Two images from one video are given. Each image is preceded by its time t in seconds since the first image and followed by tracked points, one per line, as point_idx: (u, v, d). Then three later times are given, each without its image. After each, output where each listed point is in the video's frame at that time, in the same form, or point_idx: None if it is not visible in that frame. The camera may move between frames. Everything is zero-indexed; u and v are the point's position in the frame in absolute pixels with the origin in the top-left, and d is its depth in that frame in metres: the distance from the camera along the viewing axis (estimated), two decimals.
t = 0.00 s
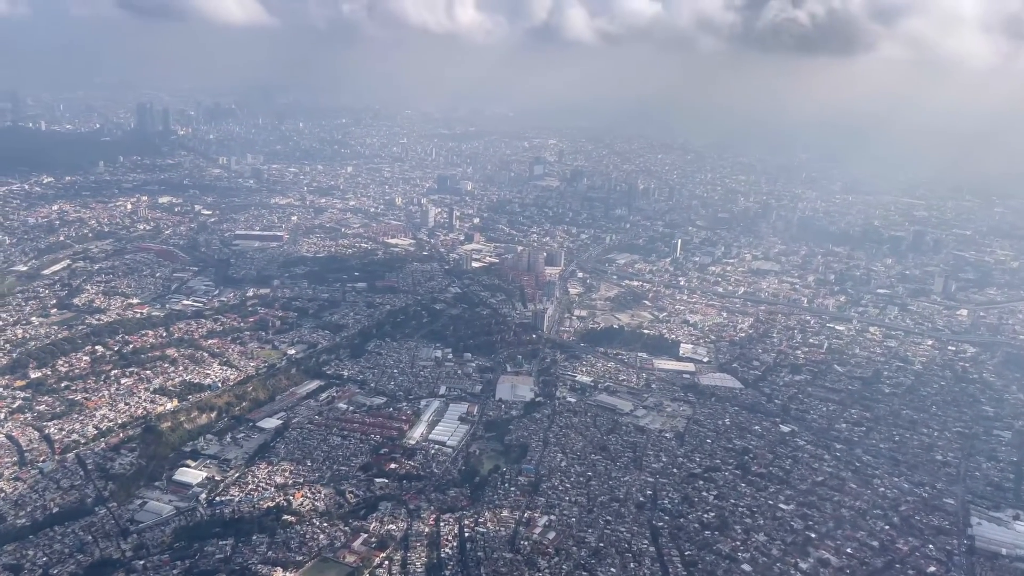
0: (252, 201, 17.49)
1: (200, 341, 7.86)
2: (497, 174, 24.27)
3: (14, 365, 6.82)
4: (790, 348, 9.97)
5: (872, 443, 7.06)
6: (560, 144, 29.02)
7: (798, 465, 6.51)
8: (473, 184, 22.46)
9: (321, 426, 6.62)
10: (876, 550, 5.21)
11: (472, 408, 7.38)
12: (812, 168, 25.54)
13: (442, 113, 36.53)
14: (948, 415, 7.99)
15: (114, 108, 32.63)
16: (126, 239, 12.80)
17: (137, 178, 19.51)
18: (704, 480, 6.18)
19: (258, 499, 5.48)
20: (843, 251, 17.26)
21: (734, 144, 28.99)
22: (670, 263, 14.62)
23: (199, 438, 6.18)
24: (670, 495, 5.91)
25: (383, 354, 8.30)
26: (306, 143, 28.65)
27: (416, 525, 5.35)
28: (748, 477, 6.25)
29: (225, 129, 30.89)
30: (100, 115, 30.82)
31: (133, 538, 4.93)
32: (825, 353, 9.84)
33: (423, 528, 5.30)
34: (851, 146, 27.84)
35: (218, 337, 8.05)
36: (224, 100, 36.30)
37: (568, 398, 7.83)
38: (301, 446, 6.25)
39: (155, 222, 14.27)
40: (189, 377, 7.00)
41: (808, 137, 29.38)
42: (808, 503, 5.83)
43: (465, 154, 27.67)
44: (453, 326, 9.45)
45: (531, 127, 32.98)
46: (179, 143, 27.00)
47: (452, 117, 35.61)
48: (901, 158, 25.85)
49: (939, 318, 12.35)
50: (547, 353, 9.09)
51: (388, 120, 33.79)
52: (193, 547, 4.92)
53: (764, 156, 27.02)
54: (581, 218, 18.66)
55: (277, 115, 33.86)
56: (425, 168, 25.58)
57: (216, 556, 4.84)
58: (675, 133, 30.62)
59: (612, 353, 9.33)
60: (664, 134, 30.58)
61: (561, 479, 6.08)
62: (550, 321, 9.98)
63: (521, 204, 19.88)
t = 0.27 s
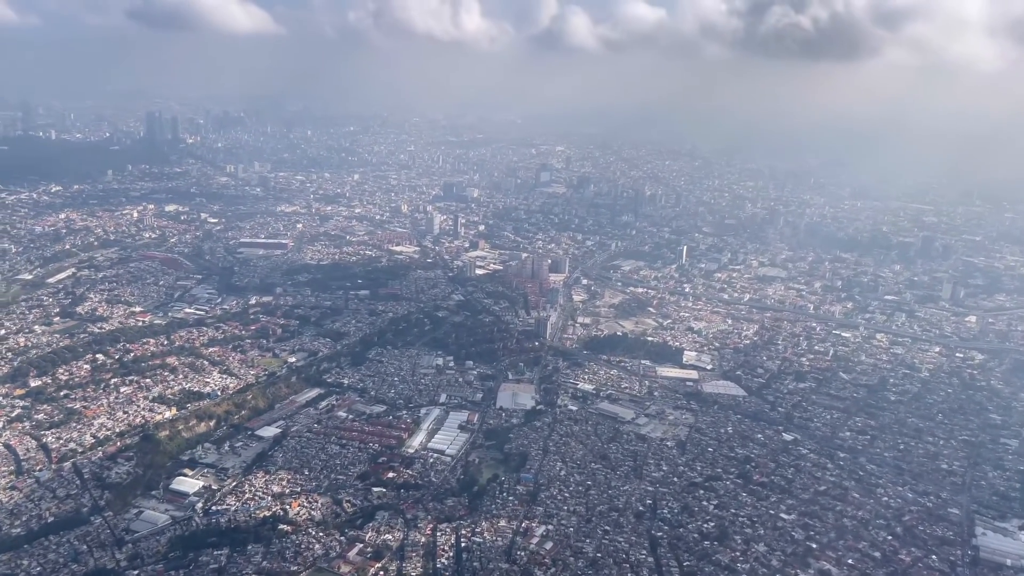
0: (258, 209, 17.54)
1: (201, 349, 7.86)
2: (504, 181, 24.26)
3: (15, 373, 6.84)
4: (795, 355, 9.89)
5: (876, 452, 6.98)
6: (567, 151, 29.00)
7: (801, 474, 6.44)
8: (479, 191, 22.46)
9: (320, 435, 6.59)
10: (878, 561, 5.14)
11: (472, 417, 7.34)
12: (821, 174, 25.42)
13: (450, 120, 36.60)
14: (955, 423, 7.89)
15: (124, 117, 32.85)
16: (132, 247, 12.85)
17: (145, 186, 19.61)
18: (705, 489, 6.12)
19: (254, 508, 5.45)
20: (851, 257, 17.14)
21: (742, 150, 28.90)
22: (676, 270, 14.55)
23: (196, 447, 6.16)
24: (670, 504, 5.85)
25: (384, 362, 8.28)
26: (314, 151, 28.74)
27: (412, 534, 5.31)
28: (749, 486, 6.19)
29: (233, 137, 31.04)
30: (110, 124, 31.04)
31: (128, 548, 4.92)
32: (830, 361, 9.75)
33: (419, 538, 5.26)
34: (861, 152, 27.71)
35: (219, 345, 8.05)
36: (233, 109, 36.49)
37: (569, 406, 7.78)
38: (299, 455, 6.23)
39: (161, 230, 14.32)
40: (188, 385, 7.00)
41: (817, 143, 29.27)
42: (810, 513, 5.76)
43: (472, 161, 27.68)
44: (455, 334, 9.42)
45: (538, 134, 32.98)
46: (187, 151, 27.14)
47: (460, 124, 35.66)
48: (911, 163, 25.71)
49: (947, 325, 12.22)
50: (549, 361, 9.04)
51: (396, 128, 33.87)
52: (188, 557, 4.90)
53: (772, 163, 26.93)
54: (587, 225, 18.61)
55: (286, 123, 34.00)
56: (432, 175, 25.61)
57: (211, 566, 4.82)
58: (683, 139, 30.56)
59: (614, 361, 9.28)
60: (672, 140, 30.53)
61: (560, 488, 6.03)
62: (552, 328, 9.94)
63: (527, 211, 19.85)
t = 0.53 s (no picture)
0: (263, 216, 17.59)
1: (201, 357, 7.87)
2: (510, 187, 24.27)
3: (15, 382, 6.85)
4: (800, 362, 9.81)
5: (880, 460, 6.90)
6: (574, 157, 28.97)
7: (802, 483, 6.38)
8: (485, 198, 22.45)
9: (319, 443, 6.57)
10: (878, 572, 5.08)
11: (472, 424, 7.30)
12: (829, 179, 25.30)
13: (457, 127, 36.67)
14: (960, 431, 7.80)
15: (134, 125, 33.05)
16: (137, 255, 12.90)
17: (152, 194, 19.71)
18: (705, 498, 6.06)
19: (250, 517, 5.43)
20: (858, 263, 17.03)
21: (749, 155, 28.82)
22: (680, 276, 14.49)
23: (194, 455, 6.15)
24: (669, 513, 5.80)
25: (384, 370, 8.26)
26: (322, 159, 28.82)
27: (408, 544, 5.27)
28: (750, 494, 6.13)
29: (241, 145, 31.18)
30: (119, 133, 31.26)
31: (122, 557, 4.90)
32: (835, 367, 9.67)
33: (415, 547, 5.22)
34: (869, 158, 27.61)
35: (220, 353, 8.05)
36: (241, 117, 36.68)
37: (570, 413, 7.73)
38: (297, 463, 6.20)
39: (166, 238, 14.38)
40: (187, 394, 7.01)
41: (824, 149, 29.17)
42: (811, 522, 5.70)
43: (479, 168, 27.70)
44: (456, 341, 9.40)
45: (546, 140, 32.98)
46: (195, 159, 27.28)
47: (467, 131, 35.71)
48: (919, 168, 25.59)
49: (954, 331, 12.11)
50: (551, 368, 9.00)
51: (403, 135, 33.94)
52: (182, 567, 4.88)
53: (781, 168, 26.84)
54: (592, 231, 18.58)
55: (294, 130, 34.12)
56: (438, 182, 25.62)
57: None
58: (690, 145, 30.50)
59: (617, 368, 9.23)
60: (679, 146, 30.48)
61: (558, 497, 5.98)
62: (555, 335, 9.90)
63: (532, 217, 19.83)
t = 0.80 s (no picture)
0: (269, 223, 17.63)
1: (201, 364, 7.87)
2: (516, 193, 24.26)
3: (15, 390, 6.87)
4: (804, 368, 9.74)
5: (883, 467, 6.82)
6: (580, 162, 28.95)
7: (804, 490, 6.31)
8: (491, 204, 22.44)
9: (317, 451, 6.55)
10: None
11: (471, 431, 7.27)
12: (838, 183, 25.17)
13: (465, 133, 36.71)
14: (966, 438, 7.71)
15: (142, 133, 33.24)
16: (141, 262, 12.93)
17: (159, 201, 19.79)
18: (704, 506, 6.01)
19: (246, 525, 5.41)
20: (865, 268, 16.92)
21: (757, 160, 28.73)
22: (685, 282, 14.43)
23: (191, 463, 6.14)
24: (668, 521, 5.74)
25: (385, 377, 8.23)
26: (328, 165, 28.89)
27: (404, 552, 5.24)
28: (751, 502, 6.07)
29: (248, 152, 31.28)
30: (128, 140, 31.43)
31: (116, 566, 4.88)
32: (839, 373, 9.58)
33: (411, 556, 5.19)
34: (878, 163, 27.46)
35: (220, 360, 8.05)
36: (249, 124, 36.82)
37: (571, 420, 7.68)
38: (294, 471, 6.18)
39: (172, 245, 14.43)
40: (186, 401, 7.01)
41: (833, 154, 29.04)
42: (812, 531, 5.63)
43: (485, 174, 27.71)
44: (458, 347, 9.37)
45: (552, 146, 32.96)
46: (202, 166, 27.40)
47: (474, 137, 35.75)
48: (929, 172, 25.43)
49: (962, 336, 12.00)
50: (553, 374, 8.96)
51: (410, 142, 33.99)
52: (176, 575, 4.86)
53: (789, 172, 26.72)
54: (597, 236, 18.53)
55: (301, 137, 34.23)
56: (444, 188, 25.64)
57: None
58: (698, 150, 30.42)
59: (619, 374, 9.18)
60: (686, 151, 30.39)
61: (557, 505, 5.94)
62: (557, 341, 9.86)
63: (538, 223, 19.80)
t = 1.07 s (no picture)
0: (274, 228, 17.67)
1: (201, 370, 7.87)
2: (521, 198, 24.25)
3: (14, 396, 6.89)
4: (808, 373, 9.66)
5: (886, 475, 6.75)
6: (586, 167, 28.91)
7: (805, 498, 6.25)
8: (496, 209, 22.43)
9: (314, 457, 6.53)
10: None
11: (470, 438, 7.23)
12: (846, 187, 25.07)
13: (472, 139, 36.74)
14: (971, 444, 7.62)
15: (150, 139, 33.42)
16: (146, 268, 12.97)
17: (165, 207, 19.86)
18: (703, 513, 5.95)
19: (241, 532, 5.39)
20: (871, 272, 16.81)
21: (765, 164, 28.65)
22: (689, 287, 14.37)
23: (188, 470, 6.13)
24: (666, 529, 5.69)
25: (385, 383, 8.21)
26: (334, 171, 28.95)
27: (399, 560, 5.20)
28: (750, 510, 6.01)
29: (255, 158, 31.39)
30: (136, 146, 31.61)
31: (110, 574, 4.87)
32: (843, 379, 9.51)
33: (405, 564, 5.15)
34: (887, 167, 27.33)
35: (220, 366, 8.05)
36: (256, 130, 36.95)
37: (571, 426, 7.64)
38: (291, 478, 6.16)
39: (176, 250, 14.47)
40: (184, 408, 7.01)
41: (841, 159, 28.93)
42: (811, 539, 5.57)
43: (491, 179, 27.71)
44: (459, 353, 9.34)
45: (559, 151, 32.94)
46: (209, 172, 27.51)
47: (481, 142, 35.77)
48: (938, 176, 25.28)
49: (969, 341, 11.89)
50: (554, 380, 8.91)
51: (416, 147, 34.03)
52: None
53: (796, 176, 26.62)
54: (602, 241, 18.49)
55: (308, 143, 34.32)
56: (450, 193, 25.65)
57: None
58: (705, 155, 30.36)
59: (620, 380, 9.12)
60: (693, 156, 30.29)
61: (554, 512, 5.89)
62: (559, 347, 9.82)
63: (542, 227, 19.77)
